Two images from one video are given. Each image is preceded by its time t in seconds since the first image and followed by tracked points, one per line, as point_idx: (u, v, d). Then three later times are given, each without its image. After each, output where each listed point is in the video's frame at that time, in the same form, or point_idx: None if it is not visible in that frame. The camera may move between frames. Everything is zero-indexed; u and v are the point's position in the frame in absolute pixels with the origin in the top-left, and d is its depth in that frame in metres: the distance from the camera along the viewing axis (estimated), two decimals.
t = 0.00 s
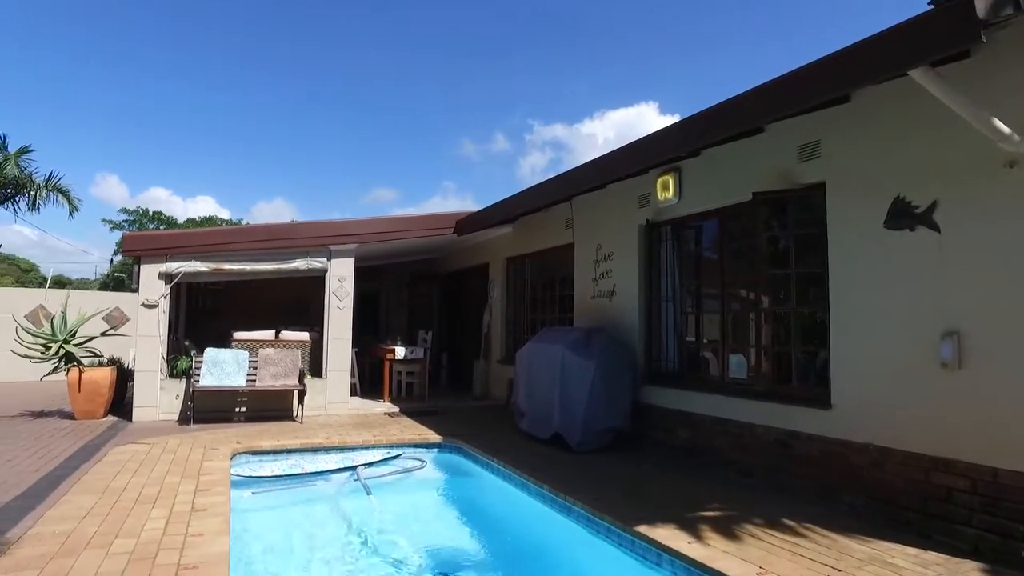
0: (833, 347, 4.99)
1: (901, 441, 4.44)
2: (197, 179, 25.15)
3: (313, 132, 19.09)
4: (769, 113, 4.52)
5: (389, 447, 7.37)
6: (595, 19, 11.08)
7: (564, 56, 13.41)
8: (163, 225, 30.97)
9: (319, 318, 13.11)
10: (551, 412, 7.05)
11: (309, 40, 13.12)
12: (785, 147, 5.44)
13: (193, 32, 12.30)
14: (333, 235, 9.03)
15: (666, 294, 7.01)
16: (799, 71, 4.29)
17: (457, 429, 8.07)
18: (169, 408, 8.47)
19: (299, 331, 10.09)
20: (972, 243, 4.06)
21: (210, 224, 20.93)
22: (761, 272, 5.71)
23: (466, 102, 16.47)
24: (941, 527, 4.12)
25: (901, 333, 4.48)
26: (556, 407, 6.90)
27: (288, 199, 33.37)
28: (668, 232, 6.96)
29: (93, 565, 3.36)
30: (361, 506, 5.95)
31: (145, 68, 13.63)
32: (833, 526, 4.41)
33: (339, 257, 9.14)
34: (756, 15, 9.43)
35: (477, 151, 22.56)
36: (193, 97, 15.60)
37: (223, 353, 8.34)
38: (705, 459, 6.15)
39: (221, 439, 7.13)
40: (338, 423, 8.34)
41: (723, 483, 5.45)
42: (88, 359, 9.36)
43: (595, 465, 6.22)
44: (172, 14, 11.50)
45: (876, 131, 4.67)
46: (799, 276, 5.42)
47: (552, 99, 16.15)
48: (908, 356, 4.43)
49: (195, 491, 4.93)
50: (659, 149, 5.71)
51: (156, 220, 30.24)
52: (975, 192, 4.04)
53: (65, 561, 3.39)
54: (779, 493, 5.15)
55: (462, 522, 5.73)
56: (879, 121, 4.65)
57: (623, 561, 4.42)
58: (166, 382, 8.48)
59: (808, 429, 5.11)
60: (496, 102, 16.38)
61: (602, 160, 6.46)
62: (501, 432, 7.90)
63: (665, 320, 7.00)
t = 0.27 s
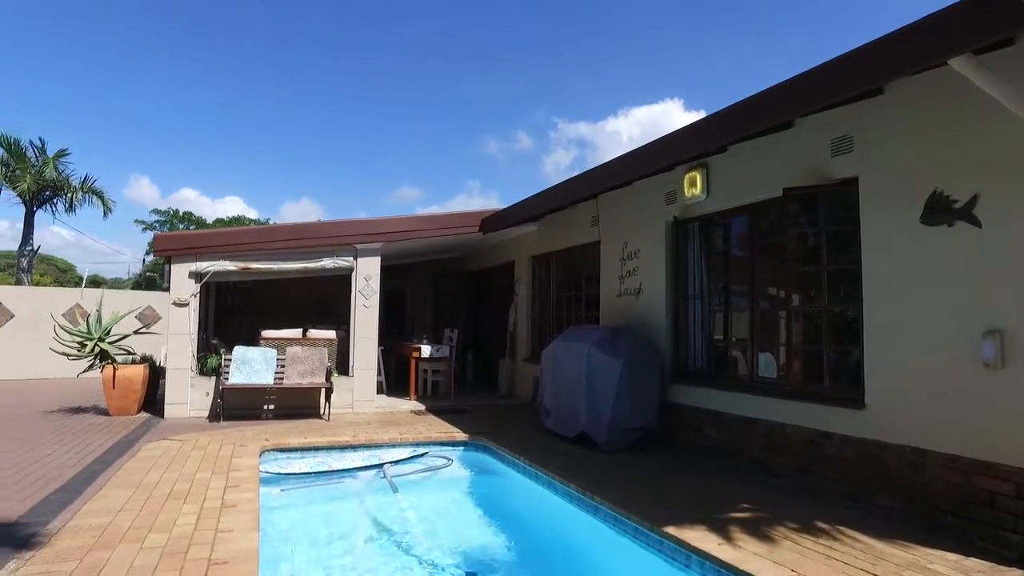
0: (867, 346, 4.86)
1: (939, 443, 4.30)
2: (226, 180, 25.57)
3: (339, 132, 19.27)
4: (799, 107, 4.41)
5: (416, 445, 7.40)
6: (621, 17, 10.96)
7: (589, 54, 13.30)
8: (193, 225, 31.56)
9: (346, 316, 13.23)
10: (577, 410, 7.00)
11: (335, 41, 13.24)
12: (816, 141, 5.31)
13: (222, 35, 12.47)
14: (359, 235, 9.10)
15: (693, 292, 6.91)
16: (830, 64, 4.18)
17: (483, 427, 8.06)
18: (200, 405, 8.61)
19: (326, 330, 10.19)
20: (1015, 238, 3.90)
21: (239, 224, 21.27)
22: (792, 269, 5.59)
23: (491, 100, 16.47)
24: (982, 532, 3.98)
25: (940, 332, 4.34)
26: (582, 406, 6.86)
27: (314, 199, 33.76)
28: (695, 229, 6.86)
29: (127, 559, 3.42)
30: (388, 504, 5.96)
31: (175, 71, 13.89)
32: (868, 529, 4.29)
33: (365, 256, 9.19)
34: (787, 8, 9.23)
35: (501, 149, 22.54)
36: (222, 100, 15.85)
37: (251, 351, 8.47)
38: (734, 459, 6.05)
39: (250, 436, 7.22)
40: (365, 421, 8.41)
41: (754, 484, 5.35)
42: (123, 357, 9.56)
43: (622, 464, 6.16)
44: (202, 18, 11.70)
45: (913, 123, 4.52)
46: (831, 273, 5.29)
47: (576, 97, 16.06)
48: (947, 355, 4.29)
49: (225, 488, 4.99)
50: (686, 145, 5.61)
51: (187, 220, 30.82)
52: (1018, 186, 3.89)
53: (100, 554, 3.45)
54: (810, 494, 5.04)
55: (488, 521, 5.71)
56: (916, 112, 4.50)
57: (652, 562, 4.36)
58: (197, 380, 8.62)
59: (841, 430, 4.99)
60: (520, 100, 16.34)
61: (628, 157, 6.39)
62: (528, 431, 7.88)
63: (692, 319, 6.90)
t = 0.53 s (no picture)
0: (907, 346, 4.70)
1: (984, 447, 4.14)
2: (257, 182, 26.02)
3: (367, 133, 19.45)
4: (832, 102, 4.29)
5: (445, 444, 7.42)
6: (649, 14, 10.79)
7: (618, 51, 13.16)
8: (225, 226, 32.20)
9: (375, 316, 13.34)
10: (607, 410, 6.94)
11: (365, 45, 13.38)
12: (853, 135, 5.15)
13: (253, 39, 12.67)
14: (388, 234, 9.16)
15: (725, 290, 6.79)
16: (864, 59, 4.06)
17: (512, 427, 8.05)
18: (233, 403, 8.76)
19: (357, 329, 10.27)
20: None
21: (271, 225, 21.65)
22: (828, 266, 5.44)
23: (517, 100, 16.44)
24: None
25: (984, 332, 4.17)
26: (612, 405, 6.79)
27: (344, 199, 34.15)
28: (727, 227, 6.74)
29: (165, 553, 3.48)
30: (417, 504, 5.98)
31: (217, 76, 14.24)
32: (909, 535, 4.15)
33: (394, 256, 9.24)
34: None
35: (528, 148, 22.50)
36: (253, 103, 16.12)
37: (283, 351, 8.61)
38: (768, 461, 5.92)
39: (282, 434, 7.32)
40: (395, 420, 8.46)
41: (789, 485, 5.23)
42: (159, 356, 9.78)
43: (652, 465, 6.08)
44: (235, 22, 11.93)
45: (955, 115, 4.36)
46: (869, 270, 5.14)
47: (604, 95, 15.92)
48: (992, 356, 4.12)
49: (258, 485, 5.06)
50: (716, 141, 5.51)
51: (220, 222, 31.47)
52: None
53: (139, 548, 3.52)
54: (848, 496, 4.90)
55: (517, 521, 5.70)
56: (958, 104, 4.33)
57: (684, 565, 4.29)
58: (230, 379, 8.77)
59: (879, 432, 4.84)
60: (548, 99, 16.29)
61: (658, 154, 6.30)
62: (557, 430, 7.84)
63: (724, 318, 6.78)
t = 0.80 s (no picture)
0: (947, 346, 4.54)
1: None
2: (288, 183, 26.43)
3: (394, 134, 19.60)
4: (867, 96, 4.17)
5: (474, 444, 7.43)
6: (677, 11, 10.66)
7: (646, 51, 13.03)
8: (257, 227, 32.81)
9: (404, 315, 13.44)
10: (636, 411, 6.86)
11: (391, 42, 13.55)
12: (890, 129, 5.00)
13: (283, 41, 12.86)
14: (417, 234, 9.20)
15: (757, 289, 6.66)
16: (896, 51, 3.95)
17: (541, 427, 8.02)
18: (264, 401, 8.90)
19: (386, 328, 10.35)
20: None
21: (301, 226, 21.96)
22: (865, 264, 5.29)
23: (544, 99, 16.40)
24: None
25: None
26: (642, 405, 6.72)
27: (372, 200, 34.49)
28: (759, 224, 6.61)
29: (199, 549, 3.53)
30: (446, 503, 5.99)
31: (248, 79, 14.48)
32: (951, 542, 4.01)
33: (423, 255, 9.29)
34: None
35: (555, 147, 22.42)
36: (284, 106, 16.37)
37: (313, 350, 8.69)
38: (802, 463, 5.79)
39: (313, 432, 7.41)
40: (425, 419, 8.50)
41: (825, 488, 5.09)
42: (194, 355, 9.99)
43: (682, 466, 5.99)
44: (265, 25, 12.13)
45: (998, 107, 4.19)
46: (907, 268, 4.99)
47: (632, 95, 15.79)
48: None
49: (289, 483, 5.12)
50: (746, 138, 5.40)
51: (252, 223, 32.06)
52: None
53: (174, 543, 3.58)
54: (886, 501, 4.75)
55: (546, 522, 5.66)
56: (1002, 95, 4.17)
57: (715, 568, 4.21)
58: (261, 377, 8.90)
59: (918, 435, 4.68)
60: (574, 97, 16.21)
61: (687, 151, 6.21)
62: (587, 430, 7.79)
63: (756, 317, 6.65)
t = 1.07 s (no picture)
0: (991, 347, 4.37)
1: None
2: (318, 184, 26.79)
3: (422, 134, 19.71)
4: (904, 90, 4.02)
5: (503, 444, 7.43)
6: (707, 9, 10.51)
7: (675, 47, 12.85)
8: (288, 228, 33.33)
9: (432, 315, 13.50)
10: (666, 412, 6.77)
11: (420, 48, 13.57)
12: (929, 123, 4.83)
13: (312, 44, 13.02)
14: (445, 234, 9.24)
15: (791, 289, 6.52)
16: (932, 44, 3.81)
17: (570, 427, 7.98)
18: (295, 401, 9.02)
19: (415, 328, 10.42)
20: None
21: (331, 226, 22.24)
22: (903, 262, 5.13)
23: (571, 98, 16.33)
24: None
25: None
26: (672, 406, 6.63)
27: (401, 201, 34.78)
28: (793, 222, 6.46)
29: (231, 546, 3.59)
30: (475, 504, 6.00)
31: (280, 84, 14.73)
32: (997, 552, 3.84)
33: (452, 255, 9.32)
34: None
35: (584, 146, 22.30)
36: (313, 108, 16.60)
37: (343, 350, 8.78)
38: (838, 467, 5.64)
39: (343, 432, 7.49)
40: (453, 419, 8.52)
41: (863, 494, 4.95)
42: (227, 354, 10.18)
43: (714, 468, 5.89)
44: (294, 28, 12.30)
45: None
46: (948, 266, 4.83)
47: (661, 92, 15.61)
48: None
49: (319, 482, 5.17)
50: (778, 133, 5.27)
51: (283, 224, 32.60)
52: None
53: (207, 541, 3.64)
54: (927, 508, 4.59)
55: (574, 523, 5.63)
56: None
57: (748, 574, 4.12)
58: (292, 377, 9.03)
59: (960, 440, 4.51)
60: (602, 96, 16.10)
61: (718, 148, 6.09)
62: (616, 431, 7.72)
63: (790, 317, 6.51)
